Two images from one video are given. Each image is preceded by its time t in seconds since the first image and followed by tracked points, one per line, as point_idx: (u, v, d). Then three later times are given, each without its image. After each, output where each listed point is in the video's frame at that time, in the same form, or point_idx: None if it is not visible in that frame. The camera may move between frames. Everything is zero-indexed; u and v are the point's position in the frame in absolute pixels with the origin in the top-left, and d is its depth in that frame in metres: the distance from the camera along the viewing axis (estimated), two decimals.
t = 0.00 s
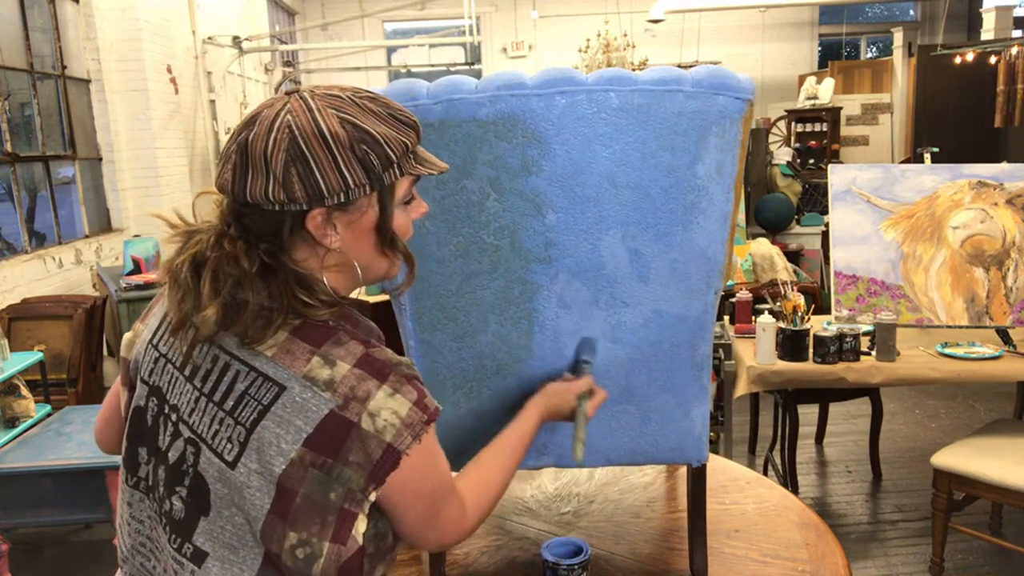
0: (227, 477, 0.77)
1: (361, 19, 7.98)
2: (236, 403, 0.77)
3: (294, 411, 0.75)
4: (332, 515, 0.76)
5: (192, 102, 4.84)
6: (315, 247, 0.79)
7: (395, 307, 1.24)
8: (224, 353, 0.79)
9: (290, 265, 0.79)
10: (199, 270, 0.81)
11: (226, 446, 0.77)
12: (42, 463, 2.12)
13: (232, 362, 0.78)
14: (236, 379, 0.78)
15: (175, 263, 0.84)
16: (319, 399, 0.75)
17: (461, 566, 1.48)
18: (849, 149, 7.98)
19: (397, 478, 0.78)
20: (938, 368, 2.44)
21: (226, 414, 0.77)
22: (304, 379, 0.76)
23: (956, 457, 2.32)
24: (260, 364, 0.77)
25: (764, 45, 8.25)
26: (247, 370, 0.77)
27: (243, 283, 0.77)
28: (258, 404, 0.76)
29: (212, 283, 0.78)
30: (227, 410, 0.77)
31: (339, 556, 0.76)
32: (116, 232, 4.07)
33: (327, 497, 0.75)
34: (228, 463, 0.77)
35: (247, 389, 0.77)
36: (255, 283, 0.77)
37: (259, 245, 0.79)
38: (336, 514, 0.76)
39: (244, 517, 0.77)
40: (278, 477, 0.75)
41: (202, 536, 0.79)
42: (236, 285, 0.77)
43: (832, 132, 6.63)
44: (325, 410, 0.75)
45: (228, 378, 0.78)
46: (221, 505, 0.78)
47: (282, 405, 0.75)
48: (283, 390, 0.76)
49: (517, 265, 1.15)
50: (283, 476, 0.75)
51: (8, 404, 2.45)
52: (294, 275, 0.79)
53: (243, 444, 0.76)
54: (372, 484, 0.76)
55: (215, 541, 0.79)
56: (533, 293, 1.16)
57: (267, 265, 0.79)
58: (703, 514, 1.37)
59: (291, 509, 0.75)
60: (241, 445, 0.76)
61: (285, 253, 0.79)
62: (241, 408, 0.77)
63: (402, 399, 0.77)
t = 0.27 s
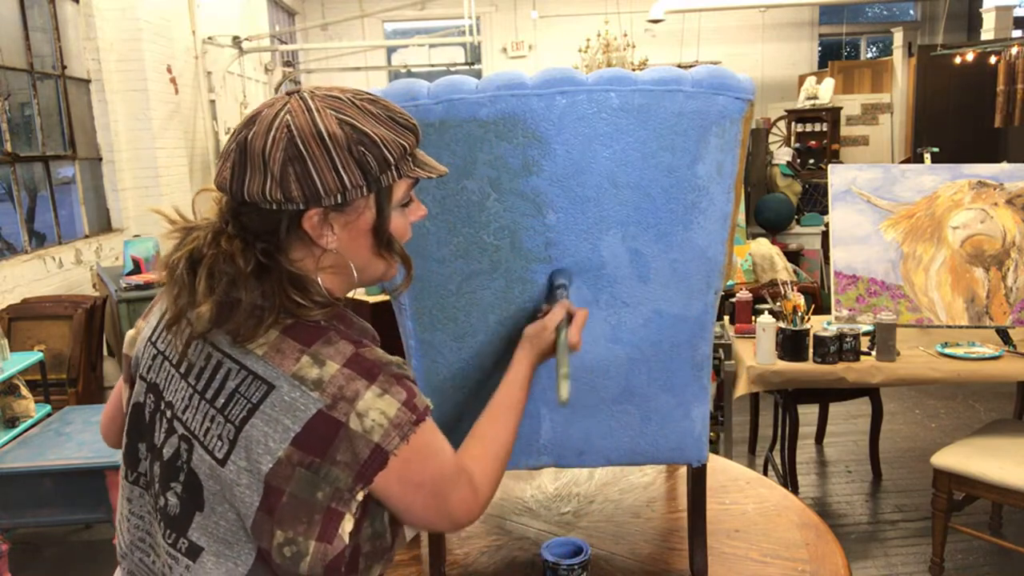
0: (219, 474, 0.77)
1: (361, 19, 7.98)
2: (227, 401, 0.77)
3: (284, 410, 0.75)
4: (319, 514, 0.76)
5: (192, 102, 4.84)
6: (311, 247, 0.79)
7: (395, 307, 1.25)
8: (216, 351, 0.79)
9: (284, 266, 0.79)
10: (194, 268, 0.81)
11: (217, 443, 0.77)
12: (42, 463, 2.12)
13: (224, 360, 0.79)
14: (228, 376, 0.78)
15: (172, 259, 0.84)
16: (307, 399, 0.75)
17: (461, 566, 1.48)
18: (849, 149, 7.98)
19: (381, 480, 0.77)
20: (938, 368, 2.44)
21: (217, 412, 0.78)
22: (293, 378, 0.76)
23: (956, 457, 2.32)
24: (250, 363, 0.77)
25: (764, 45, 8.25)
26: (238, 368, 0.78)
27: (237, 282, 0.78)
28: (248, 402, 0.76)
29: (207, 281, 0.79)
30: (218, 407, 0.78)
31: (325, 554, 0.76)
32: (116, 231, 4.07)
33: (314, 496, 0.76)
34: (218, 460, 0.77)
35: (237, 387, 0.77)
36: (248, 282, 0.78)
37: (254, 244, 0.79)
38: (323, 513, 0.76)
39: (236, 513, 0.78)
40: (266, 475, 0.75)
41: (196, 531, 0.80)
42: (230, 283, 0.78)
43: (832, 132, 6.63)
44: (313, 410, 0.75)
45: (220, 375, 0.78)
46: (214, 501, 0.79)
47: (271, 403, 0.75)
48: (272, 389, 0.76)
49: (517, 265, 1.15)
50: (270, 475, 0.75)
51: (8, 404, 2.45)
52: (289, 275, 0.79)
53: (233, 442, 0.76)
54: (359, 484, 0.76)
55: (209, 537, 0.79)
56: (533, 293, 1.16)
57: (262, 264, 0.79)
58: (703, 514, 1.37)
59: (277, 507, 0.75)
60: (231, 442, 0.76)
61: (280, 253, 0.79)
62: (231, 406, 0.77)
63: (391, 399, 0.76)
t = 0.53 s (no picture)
0: (201, 465, 0.77)
1: (361, 19, 7.98)
2: (206, 392, 0.77)
3: (259, 398, 0.75)
4: (296, 502, 0.75)
5: (192, 102, 4.84)
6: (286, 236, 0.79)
7: (395, 306, 1.25)
8: (197, 343, 0.79)
9: (262, 256, 0.79)
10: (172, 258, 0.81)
11: (198, 434, 0.77)
12: (42, 463, 2.12)
13: (203, 351, 0.79)
14: (207, 367, 0.78)
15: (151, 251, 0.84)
16: (282, 386, 0.75)
17: (461, 566, 1.48)
18: (849, 149, 7.98)
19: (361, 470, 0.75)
20: (938, 368, 2.44)
21: (198, 402, 0.78)
22: (268, 366, 0.75)
23: (957, 457, 2.32)
24: (227, 353, 0.77)
25: (764, 45, 8.25)
26: (216, 359, 0.78)
27: (214, 273, 0.77)
28: (225, 391, 0.76)
29: (184, 271, 0.78)
30: (198, 398, 0.78)
31: (301, 543, 0.75)
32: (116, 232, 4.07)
33: (291, 485, 0.75)
34: (199, 450, 0.77)
35: (215, 376, 0.77)
36: (224, 273, 0.77)
37: (231, 235, 0.79)
38: (299, 501, 0.75)
39: (219, 504, 0.78)
40: (242, 463, 0.75)
41: (184, 523, 0.81)
42: (206, 274, 0.77)
43: (832, 132, 6.63)
44: (288, 398, 0.74)
45: (200, 366, 0.79)
46: (199, 492, 0.79)
47: (246, 391, 0.75)
48: (248, 377, 0.75)
49: (517, 265, 1.15)
50: (246, 463, 0.75)
51: (8, 404, 2.45)
52: (265, 265, 0.78)
53: (212, 431, 0.76)
54: (337, 473, 0.75)
55: (197, 528, 0.80)
56: (532, 293, 1.16)
57: (238, 254, 0.78)
58: (703, 514, 1.37)
59: (254, 496, 0.75)
60: (211, 432, 0.76)
61: (257, 244, 0.79)
62: (210, 396, 0.77)
63: (367, 386, 0.75)
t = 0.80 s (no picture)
0: (194, 465, 0.78)
1: (361, 19, 7.98)
2: (197, 392, 0.78)
3: (251, 396, 0.75)
4: (290, 499, 0.75)
5: (192, 102, 4.84)
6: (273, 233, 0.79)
7: (395, 307, 1.25)
8: (189, 344, 0.80)
9: (250, 253, 0.79)
10: (161, 260, 0.82)
11: (190, 434, 0.78)
12: (42, 463, 2.12)
13: (195, 352, 0.79)
14: (198, 368, 0.79)
15: (139, 253, 0.84)
16: (273, 384, 0.75)
17: (461, 566, 1.48)
18: (849, 149, 7.97)
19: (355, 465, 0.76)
20: (938, 368, 2.44)
21: (190, 403, 0.78)
22: (259, 365, 0.75)
23: (956, 457, 2.32)
24: (218, 352, 0.77)
25: (764, 45, 8.25)
26: (207, 358, 0.78)
27: (204, 273, 0.77)
28: (216, 391, 0.76)
29: (174, 271, 0.78)
30: (190, 399, 0.78)
31: (296, 539, 0.76)
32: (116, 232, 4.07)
33: (285, 482, 0.75)
34: (192, 451, 0.77)
35: (206, 376, 0.78)
36: (214, 273, 0.77)
37: (219, 233, 0.79)
38: (294, 498, 0.75)
39: (212, 503, 0.78)
40: (235, 462, 0.75)
41: (178, 524, 0.81)
42: (196, 274, 0.77)
43: (832, 132, 6.63)
44: (279, 395, 0.74)
45: (192, 367, 0.79)
46: (192, 493, 0.79)
47: (237, 390, 0.75)
48: (239, 376, 0.76)
49: (518, 265, 1.15)
50: (239, 462, 0.75)
51: (8, 404, 2.45)
52: (255, 263, 0.79)
53: (204, 431, 0.77)
54: (330, 469, 0.75)
55: (191, 529, 0.80)
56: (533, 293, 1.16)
57: (227, 253, 0.79)
58: (703, 514, 1.37)
59: (248, 493, 0.75)
60: (202, 432, 0.77)
61: (246, 241, 0.79)
62: (202, 396, 0.77)
63: (359, 382, 0.75)
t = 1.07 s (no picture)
0: (187, 472, 0.78)
1: (361, 19, 7.98)
2: (191, 399, 0.78)
3: (243, 406, 0.75)
4: (281, 509, 0.75)
5: (192, 102, 4.84)
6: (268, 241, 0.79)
7: (395, 306, 1.25)
8: (182, 351, 0.80)
9: (245, 261, 0.79)
10: (155, 266, 0.82)
11: (183, 441, 0.78)
12: (42, 463, 2.12)
13: (188, 359, 0.79)
14: (192, 374, 0.78)
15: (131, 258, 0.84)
16: (266, 394, 0.75)
17: (461, 566, 1.48)
18: (849, 149, 7.97)
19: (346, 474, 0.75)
20: (938, 368, 2.44)
21: (183, 410, 0.78)
22: (252, 375, 0.75)
23: (956, 457, 2.32)
24: (212, 361, 0.77)
25: (764, 45, 8.25)
26: (201, 366, 0.78)
27: (198, 279, 0.78)
28: (209, 399, 0.76)
29: (168, 278, 0.78)
30: (184, 405, 0.78)
31: (286, 549, 0.75)
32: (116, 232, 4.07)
33: (276, 492, 0.75)
34: (185, 458, 0.77)
35: (200, 383, 0.78)
36: (208, 280, 0.78)
37: (214, 240, 0.79)
38: (285, 508, 0.75)
39: (206, 509, 0.78)
40: (227, 471, 0.75)
41: (172, 529, 0.81)
42: (191, 281, 0.78)
43: (832, 132, 6.63)
44: (272, 406, 0.74)
45: (186, 374, 0.79)
46: (186, 499, 0.79)
47: (230, 399, 0.75)
48: (231, 386, 0.76)
49: (518, 265, 1.15)
50: (231, 471, 0.75)
51: (8, 404, 2.45)
52: (249, 270, 0.79)
53: (197, 439, 0.77)
54: (322, 480, 0.75)
55: (184, 534, 0.80)
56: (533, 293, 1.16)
57: (222, 260, 0.79)
58: (703, 514, 1.37)
59: (240, 502, 0.75)
60: (195, 440, 0.77)
61: (241, 248, 0.79)
62: (195, 404, 0.77)
63: (353, 394, 0.75)
